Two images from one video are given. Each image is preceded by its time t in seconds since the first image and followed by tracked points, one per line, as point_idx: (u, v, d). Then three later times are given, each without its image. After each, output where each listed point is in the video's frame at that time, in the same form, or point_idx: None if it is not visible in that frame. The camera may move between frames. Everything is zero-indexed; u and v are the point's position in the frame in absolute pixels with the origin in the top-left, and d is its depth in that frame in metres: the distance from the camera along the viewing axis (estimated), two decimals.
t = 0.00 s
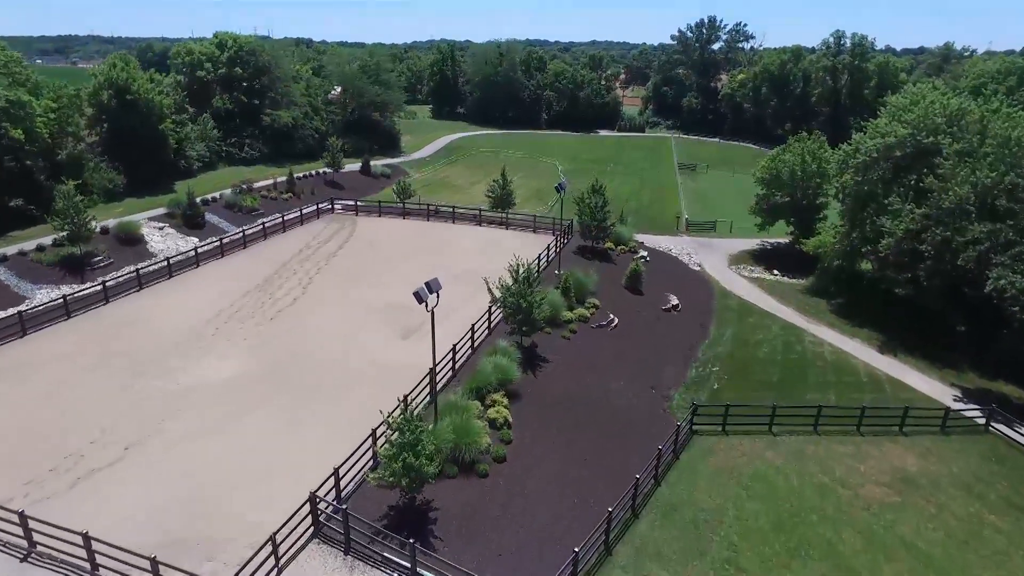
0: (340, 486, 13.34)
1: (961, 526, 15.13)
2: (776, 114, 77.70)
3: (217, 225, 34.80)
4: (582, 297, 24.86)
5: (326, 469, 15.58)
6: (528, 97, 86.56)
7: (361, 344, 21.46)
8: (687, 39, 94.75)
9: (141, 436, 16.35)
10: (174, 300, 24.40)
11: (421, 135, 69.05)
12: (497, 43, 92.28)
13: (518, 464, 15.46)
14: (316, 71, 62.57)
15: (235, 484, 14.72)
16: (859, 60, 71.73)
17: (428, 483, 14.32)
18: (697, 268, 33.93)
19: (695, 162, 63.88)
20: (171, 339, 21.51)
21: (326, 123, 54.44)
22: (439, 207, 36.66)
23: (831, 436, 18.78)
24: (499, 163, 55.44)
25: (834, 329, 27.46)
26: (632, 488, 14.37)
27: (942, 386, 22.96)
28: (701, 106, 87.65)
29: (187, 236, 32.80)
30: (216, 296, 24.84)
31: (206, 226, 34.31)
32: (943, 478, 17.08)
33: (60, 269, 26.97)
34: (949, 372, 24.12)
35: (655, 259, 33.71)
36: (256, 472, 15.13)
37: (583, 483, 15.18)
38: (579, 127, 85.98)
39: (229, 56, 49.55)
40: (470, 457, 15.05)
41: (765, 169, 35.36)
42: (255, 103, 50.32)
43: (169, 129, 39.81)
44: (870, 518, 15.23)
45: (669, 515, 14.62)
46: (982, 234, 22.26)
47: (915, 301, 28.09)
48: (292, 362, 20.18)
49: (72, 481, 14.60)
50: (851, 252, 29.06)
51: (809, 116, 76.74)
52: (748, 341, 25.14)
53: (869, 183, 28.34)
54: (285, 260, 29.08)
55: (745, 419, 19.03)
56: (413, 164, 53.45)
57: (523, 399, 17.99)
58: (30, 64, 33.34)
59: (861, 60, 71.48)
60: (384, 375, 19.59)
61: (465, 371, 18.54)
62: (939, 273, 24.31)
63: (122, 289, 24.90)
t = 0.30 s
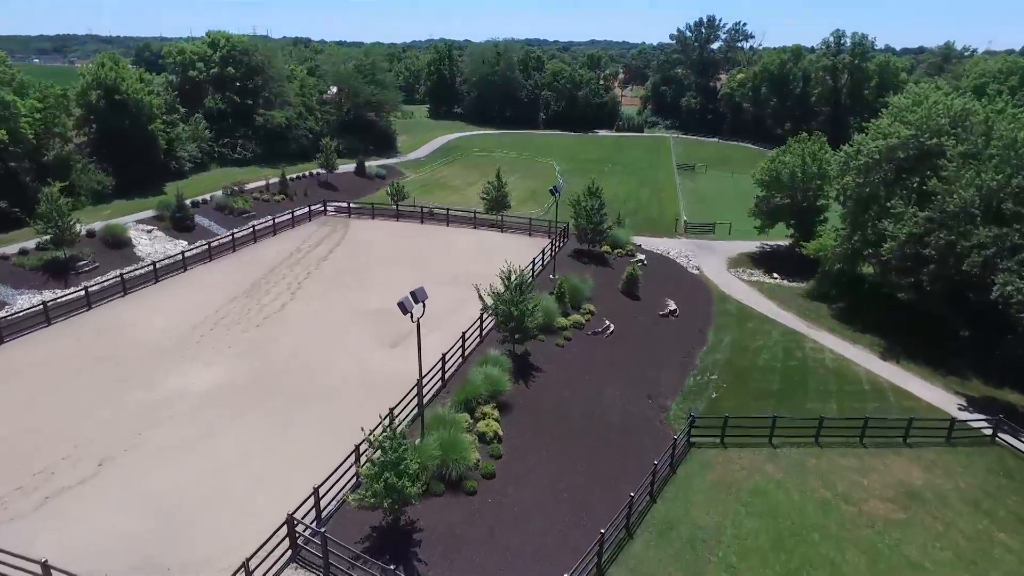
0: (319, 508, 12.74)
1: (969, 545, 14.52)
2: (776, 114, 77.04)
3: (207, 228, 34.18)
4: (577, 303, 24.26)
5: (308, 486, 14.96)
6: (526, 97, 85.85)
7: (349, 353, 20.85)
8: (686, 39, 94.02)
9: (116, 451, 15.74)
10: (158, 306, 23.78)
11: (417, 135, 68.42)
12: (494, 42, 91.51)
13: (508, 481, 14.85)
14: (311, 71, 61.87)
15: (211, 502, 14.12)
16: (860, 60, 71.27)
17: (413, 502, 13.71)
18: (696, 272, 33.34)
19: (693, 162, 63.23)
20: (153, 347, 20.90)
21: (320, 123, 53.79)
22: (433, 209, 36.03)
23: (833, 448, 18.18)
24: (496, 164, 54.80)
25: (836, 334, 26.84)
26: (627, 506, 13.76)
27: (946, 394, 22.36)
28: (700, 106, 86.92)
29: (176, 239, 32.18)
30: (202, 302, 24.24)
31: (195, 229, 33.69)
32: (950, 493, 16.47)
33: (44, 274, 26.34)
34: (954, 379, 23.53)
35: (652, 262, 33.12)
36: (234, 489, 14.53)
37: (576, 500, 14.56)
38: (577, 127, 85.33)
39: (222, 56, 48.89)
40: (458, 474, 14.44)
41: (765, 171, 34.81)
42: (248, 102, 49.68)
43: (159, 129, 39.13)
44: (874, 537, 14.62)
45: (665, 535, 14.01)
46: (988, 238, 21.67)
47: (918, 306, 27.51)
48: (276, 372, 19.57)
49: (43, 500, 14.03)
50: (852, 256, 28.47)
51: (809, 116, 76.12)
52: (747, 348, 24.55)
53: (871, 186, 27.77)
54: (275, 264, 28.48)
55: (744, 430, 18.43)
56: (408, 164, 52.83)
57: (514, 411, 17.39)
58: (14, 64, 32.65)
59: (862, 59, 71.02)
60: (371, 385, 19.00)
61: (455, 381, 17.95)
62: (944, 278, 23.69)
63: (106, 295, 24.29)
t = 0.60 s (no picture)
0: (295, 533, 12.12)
1: (978, 568, 13.91)
2: (775, 116, 76.54)
3: (196, 233, 33.55)
4: (571, 311, 23.65)
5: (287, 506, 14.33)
6: (523, 98, 85.25)
7: (335, 364, 20.22)
8: (684, 40, 93.49)
9: (86, 470, 15.14)
10: (139, 315, 23.17)
11: (412, 137, 67.81)
12: (491, 44, 90.90)
13: (496, 500, 14.22)
14: (305, 72, 61.25)
15: (184, 524, 13.51)
16: (859, 61, 71.20)
17: (395, 526, 13.08)
18: (694, 277, 32.73)
19: (691, 165, 62.67)
20: (132, 358, 20.28)
21: (314, 125, 53.19)
22: (426, 213, 35.43)
23: (834, 463, 17.57)
24: (492, 167, 54.23)
25: (836, 342, 26.24)
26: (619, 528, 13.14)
27: (950, 404, 21.74)
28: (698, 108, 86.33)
29: (163, 244, 31.57)
30: (186, 311, 23.62)
31: (184, 234, 33.07)
32: (957, 510, 15.85)
33: (26, 281, 25.71)
34: (957, 389, 22.92)
35: (649, 267, 32.52)
36: (209, 510, 13.92)
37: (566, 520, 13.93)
38: (575, 129, 84.77)
39: (214, 57, 48.29)
40: (443, 494, 13.81)
41: (764, 174, 34.24)
42: (240, 105, 49.10)
43: (148, 132, 38.51)
44: (877, 558, 14.02)
45: (660, 558, 13.38)
46: (993, 244, 21.12)
47: (920, 312, 26.92)
48: (259, 385, 18.94)
49: (9, 523, 13.43)
50: (852, 261, 27.89)
51: (808, 118, 75.64)
52: (746, 357, 23.93)
53: (872, 190, 27.21)
54: (263, 271, 27.86)
55: (743, 444, 17.82)
56: (403, 167, 52.23)
57: (504, 425, 16.78)
58: None
59: (861, 61, 71.01)
60: (357, 398, 18.37)
61: (443, 395, 17.35)
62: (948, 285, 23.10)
63: (88, 303, 23.67)
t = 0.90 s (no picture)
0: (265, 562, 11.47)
1: None
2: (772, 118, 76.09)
3: (183, 238, 32.85)
4: (563, 320, 23.03)
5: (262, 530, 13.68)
6: (519, 101, 84.72)
7: (318, 377, 19.55)
8: (681, 43, 93.06)
9: (52, 491, 14.45)
10: (118, 325, 22.47)
11: (407, 140, 67.20)
12: (486, 46, 90.37)
13: (481, 523, 13.57)
14: (298, 74, 60.62)
15: (152, 550, 12.84)
16: (856, 65, 70.79)
17: (373, 553, 12.41)
18: (690, 283, 32.13)
19: (688, 168, 62.19)
20: (108, 370, 19.57)
21: (306, 129, 52.56)
22: (418, 218, 34.81)
23: (833, 479, 16.95)
24: (486, 171, 53.65)
25: (835, 350, 25.65)
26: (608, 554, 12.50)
27: (952, 416, 21.14)
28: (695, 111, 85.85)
29: (148, 250, 30.83)
30: (168, 320, 22.93)
31: (170, 240, 32.37)
32: (962, 530, 15.24)
33: (3, 289, 24.96)
34: (960, 399, 22.33)
35: (645, 273, 31.93)
36: (179, 535, 13.24)
37: (554, 544, 13.28)
38: (571, 132, 84.21)
39: (204, 59, 47.67)
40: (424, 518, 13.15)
41: (761, 178, 33.69)
42: (231, 108, 48.46)
43: (136, 135, 37.78)
44: None
45: None
46: (996, 251, 20.59)
47: (919, 320, 26.37)
48: (239, 399, 18.25)
49: None
50: (852, 268, 27.31)
51: (805, 121, 75.20)
52: (743, 367, 23.33)
53: (871, 196, 26.70)
54: (248, 278, 27.19)
55: (739, 461, 17.20)
56: (396, 171, 51.61)
57: (491, 443, 16.15)
58: None
59: (858, 64, 70.63)
60: (340, 414, 17.70)
61: (428, 411, 16.71)
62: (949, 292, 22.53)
63: (66, 313, 22.95)
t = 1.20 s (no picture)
0: None
1: None
2: (769, 121, 75.61)
3: (168, 244, 32.15)
4: (554, 330, 22.39)
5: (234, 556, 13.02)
6: (514, 104, 84.13)
7: (300, 391, 18.88)
8: (677, 45, 92.61)
9: (14, 516, 13.77)
10: (95, 335, 21.77)
11: (401, 144, 66.56)
12: (482, 48, 89.83)
13: (463, 548, 12.92)
14: (291, 76, 59.96)
15: None
16: (853, 67, 70.26)
17: None
18: (686, 290, 31.52)
19: (684, 171, 61.67)
20: (82, 383, 18.88)
21: (298, 132, 51.91)
22: (408, 224, 34.14)
23: (832, 497, 16.33)
24: (480, 175, 53.04)
25: (834, 359, 25.04)
26: None
27: (954, 428, 20.56)
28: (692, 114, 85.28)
29: (132, 257, 30.11)
30: (147, 330, 22.23)
31: (155, 246, 31.67)
32: (968, 551, 14.61)
33: None
34: (962, 410, 21.73)
35: (640, 279, 31.31)
36: (144, 565, 12.58)
37: (540, 570, 12.65)
38: (567, 135, 83.65)
39: (193, 61, 47.04)
40: (404, 545, 12.47)
41: (758, 183, 33.10)
42: (221, 111, 47.81)
43: (121, 139, 37.12)
44: None
45: None
46: (998, 259, 20.01)
47: (920, 328, 25.78)
48: (216, 415, 17.58)
49: None
50: (850, 274, 26.72)
51: (802, 123, 74.66)
52: (739, 378, 22.71)
53: (870, 201, 26.13)
54: (233, 286, 26.51)
55: (735, 479, 16.56)
56: (389, 175, 50.97)
57: (476, 461, 15.51)
58: None
59: (855, 67, 70.04)
60: (321, 430, 17.04)
61: (411, 428, 16.05)
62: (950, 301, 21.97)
63: (42, 323, 22.23)
